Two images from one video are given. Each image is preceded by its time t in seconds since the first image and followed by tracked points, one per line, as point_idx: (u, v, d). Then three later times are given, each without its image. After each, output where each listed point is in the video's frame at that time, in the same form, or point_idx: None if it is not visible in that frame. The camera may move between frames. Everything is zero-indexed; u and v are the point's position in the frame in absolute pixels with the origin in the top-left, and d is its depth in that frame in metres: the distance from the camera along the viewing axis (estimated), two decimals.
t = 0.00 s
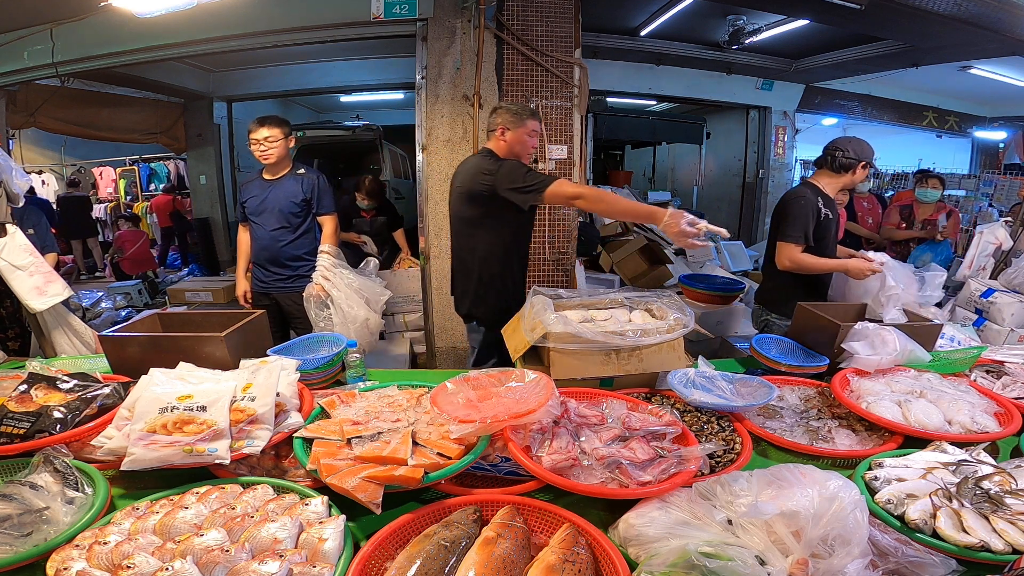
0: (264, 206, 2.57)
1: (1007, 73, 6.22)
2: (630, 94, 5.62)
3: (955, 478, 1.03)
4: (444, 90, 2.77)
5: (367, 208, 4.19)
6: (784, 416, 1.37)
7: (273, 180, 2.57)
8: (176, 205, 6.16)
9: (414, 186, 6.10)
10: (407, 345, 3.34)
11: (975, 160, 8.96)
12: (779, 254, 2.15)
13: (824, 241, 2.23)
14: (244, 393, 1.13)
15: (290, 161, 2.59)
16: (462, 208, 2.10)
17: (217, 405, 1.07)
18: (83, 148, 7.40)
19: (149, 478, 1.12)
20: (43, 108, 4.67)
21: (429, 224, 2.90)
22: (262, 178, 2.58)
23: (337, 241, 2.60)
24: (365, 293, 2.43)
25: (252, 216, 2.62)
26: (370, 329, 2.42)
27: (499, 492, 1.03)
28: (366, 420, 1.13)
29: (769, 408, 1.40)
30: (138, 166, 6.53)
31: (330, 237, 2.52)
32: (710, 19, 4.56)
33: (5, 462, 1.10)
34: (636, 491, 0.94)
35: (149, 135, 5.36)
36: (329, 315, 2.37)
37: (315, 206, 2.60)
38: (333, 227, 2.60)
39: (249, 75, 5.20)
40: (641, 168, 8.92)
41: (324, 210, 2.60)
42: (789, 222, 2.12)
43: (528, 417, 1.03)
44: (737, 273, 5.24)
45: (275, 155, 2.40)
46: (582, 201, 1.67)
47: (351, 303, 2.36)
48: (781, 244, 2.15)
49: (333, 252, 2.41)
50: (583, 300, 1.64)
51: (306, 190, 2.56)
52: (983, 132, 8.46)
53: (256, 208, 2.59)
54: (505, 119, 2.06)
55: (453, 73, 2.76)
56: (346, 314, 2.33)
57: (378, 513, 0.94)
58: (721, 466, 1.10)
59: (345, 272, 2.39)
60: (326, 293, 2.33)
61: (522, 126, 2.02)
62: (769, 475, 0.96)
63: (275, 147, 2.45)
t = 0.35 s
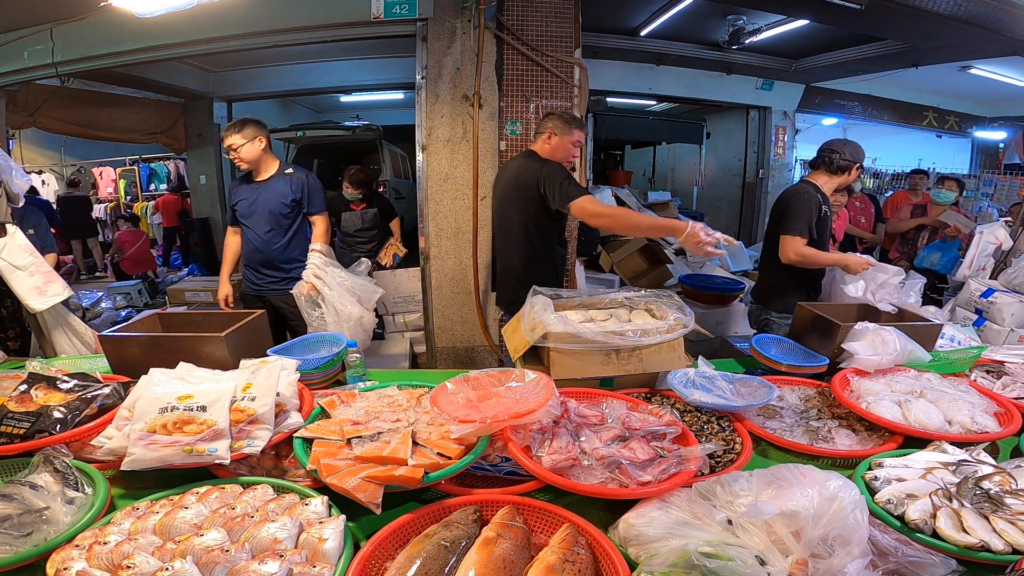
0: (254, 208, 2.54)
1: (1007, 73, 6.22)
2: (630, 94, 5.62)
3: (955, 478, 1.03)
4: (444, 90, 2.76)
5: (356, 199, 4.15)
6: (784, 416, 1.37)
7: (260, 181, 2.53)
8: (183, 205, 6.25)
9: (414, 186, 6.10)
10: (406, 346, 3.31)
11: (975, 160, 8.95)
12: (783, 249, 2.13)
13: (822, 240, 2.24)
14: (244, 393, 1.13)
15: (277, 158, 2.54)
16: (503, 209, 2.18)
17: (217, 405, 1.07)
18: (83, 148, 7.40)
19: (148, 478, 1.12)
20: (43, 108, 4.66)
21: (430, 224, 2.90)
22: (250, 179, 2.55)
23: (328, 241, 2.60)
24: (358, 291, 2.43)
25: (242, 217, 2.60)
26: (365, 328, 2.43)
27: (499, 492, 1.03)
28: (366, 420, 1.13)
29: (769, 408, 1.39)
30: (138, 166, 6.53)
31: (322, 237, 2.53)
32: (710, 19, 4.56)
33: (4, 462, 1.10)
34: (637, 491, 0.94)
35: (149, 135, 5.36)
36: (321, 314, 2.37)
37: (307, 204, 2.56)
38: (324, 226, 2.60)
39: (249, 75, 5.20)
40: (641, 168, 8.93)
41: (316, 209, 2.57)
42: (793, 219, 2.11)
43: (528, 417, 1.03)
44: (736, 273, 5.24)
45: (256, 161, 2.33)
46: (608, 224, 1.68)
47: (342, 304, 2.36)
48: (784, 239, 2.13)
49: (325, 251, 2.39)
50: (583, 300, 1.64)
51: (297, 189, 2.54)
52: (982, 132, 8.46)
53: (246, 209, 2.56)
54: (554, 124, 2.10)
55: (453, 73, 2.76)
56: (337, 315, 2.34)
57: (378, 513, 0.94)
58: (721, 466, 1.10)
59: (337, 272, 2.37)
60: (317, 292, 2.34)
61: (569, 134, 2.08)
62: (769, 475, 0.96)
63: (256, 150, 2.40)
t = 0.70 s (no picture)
0: (254, 209, 2.54)
1: (1007, 73, 6.21)
2: (630, 94, 5.62)
3: (955, 478, 1.03)
4: (444, 90, 2.76)
5: (350, 200, 4.19)
6: (784, 416, 1.37)
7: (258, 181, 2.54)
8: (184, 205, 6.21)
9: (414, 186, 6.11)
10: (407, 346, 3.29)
11: (975, 160, 8.93)
12: (804, 240, 2.36)
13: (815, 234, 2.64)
14: (244, 393, 1.13)
15: (271, 154, 2.51)
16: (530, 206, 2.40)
17: (217, 405, 1.07)
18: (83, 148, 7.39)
19: (148, 478, 1.12)
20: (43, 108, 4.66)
21: (430, 224, 2.89)
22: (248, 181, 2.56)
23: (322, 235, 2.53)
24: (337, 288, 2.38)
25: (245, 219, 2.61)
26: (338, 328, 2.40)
27: (499, 492, 1.03)
28: (366, 420, 1.13)
29: (769, 408, 1.39)
30: (138, 166, 6.53)
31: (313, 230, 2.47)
32: (710, 19, 4.56)
33: (4, 462, 1.10)
34: (637, 491, 0.94)
35: (149, 135, 5.35)
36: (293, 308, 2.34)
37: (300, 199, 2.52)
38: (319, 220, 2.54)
39: (249, 75, 5.20)
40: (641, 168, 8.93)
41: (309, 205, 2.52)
42: (815, 215, 2.37)
43: (528, 417, 1.03)
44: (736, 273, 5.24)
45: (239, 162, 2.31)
46: (546, 246, 2.15)
47: (317, 302, 2.33)
48: (803, 230, 2.39)
49: (312, 243, 2.37)
50: (583, 300, 1.64)
51: (289, 186, 2.51)
52: (982, 132, 8.45)
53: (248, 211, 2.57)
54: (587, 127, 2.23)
55: (453, 73, 2.76)
56: (309, 313, 2.30)
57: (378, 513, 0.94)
58: (721, 466, 1.10)
59: (320, 267, 2.34)
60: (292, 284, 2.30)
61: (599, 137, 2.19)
62: (769, 475, 0.96)
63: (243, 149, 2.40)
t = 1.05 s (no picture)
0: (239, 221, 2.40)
1: (1007, 73, 6.21)
2: (630, 94, 5.62)
3: (954, 478, 1.03)
4: (444, 90, 2.76)
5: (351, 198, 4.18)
6: (784, 416, 1.37)
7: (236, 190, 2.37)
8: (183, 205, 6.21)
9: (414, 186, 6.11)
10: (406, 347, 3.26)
11: (975, 160, 8.93)
12: (822, 237, 2.53)
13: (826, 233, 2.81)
14: (244, 393, 1.13)
15: (243, 159, 2.32)
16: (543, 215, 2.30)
17: (217, 405, 1.07)
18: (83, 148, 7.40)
19: (148, 478, 1.12)
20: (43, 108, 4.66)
21: (430, 224, 2.89)
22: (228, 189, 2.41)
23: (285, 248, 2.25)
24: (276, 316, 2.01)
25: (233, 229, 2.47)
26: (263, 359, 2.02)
27: (499, 492, 1.03)
28: (366, 420, 1.13)
29: (769, 408, 1.39)
30: (138, 166, 6.53)
31: (275, 243, 2.21)
32: (710, 19, 4.56)
33: (4, 462, 1.10)
34: (637, 491, 0.94)
35: (149, 135, 5.35)
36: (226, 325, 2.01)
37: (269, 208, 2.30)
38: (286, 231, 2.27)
39: (249, 75, 5.20)
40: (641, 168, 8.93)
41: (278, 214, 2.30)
42: (832, 214, 2.55)
43: (528, 417, 1.03)
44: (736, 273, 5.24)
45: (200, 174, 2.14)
46: (544, 254, 2.09)
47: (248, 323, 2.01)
48: (821, 229, 2.56)
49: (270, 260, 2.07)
50: (583, 300, 1.64)
51: (257, 194, 2.30)
52: (982, 132, 8.45)
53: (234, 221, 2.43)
54: (597, 130, 2.08)
55: (453, 73, 2.76)
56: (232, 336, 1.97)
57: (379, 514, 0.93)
58: (721, 466, 1.10)
59: (270, 289, 2.02)
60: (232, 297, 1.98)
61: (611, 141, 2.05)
62: (769, 475, 0.96)
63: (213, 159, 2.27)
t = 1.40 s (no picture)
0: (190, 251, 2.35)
1: (1007, 73, 6.21)
2: (630, 94, 5.62)
3: (955, 478, 1.03)
4: (444, 90, 2.76)
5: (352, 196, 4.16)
6: (784, 416, 1.37)
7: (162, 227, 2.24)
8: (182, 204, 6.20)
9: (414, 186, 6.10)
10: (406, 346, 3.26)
11: (975, 160, 8.92)
12: (821, 234, 2.55)
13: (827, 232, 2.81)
14: (244, 393, 1.13)
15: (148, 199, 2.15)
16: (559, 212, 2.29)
17: (217, 405, 1.07)
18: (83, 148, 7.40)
19: (148, 478, 1.12)
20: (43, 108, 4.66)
21: (430, 224, 2.89)
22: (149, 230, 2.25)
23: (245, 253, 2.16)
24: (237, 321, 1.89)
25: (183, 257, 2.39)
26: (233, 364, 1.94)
27: (499, 492, 1.03)
28: (366, 420, 1.13)
29: (769, 408, 1.39)
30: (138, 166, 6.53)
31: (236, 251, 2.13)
32: (710, 19, 4.55)
33: (5, 462, 1.10)
34: (637, 491, 0.94)
35: (149, 135, 5.35)
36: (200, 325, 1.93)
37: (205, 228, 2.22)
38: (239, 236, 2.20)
39: (249, 75, 5.20)
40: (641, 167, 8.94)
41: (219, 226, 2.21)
42: (831, 211, 2.57)
43: (528, 417, 1.03)
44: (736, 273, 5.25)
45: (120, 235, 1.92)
46: (573, 255, 2.09)
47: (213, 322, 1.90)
48: (820, 226, 2.58)
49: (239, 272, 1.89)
50: (583, 300, 1.64)
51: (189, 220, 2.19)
52: (982, 132, 8.44)
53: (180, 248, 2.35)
54: (616, 126, 2.10)
55: (453, 73, 2.76)
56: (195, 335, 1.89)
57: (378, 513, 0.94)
58: (721, 466, 1.10)
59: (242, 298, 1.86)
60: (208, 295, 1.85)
61: (635, 134, 2.06)
62: (769, 475, 0.96)
63: (121, 219, 2.12)
